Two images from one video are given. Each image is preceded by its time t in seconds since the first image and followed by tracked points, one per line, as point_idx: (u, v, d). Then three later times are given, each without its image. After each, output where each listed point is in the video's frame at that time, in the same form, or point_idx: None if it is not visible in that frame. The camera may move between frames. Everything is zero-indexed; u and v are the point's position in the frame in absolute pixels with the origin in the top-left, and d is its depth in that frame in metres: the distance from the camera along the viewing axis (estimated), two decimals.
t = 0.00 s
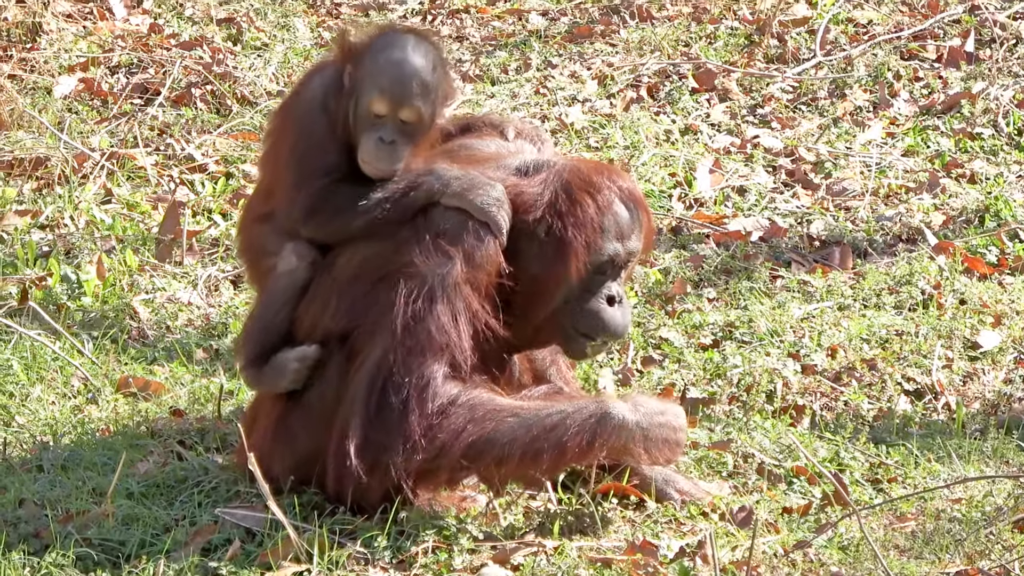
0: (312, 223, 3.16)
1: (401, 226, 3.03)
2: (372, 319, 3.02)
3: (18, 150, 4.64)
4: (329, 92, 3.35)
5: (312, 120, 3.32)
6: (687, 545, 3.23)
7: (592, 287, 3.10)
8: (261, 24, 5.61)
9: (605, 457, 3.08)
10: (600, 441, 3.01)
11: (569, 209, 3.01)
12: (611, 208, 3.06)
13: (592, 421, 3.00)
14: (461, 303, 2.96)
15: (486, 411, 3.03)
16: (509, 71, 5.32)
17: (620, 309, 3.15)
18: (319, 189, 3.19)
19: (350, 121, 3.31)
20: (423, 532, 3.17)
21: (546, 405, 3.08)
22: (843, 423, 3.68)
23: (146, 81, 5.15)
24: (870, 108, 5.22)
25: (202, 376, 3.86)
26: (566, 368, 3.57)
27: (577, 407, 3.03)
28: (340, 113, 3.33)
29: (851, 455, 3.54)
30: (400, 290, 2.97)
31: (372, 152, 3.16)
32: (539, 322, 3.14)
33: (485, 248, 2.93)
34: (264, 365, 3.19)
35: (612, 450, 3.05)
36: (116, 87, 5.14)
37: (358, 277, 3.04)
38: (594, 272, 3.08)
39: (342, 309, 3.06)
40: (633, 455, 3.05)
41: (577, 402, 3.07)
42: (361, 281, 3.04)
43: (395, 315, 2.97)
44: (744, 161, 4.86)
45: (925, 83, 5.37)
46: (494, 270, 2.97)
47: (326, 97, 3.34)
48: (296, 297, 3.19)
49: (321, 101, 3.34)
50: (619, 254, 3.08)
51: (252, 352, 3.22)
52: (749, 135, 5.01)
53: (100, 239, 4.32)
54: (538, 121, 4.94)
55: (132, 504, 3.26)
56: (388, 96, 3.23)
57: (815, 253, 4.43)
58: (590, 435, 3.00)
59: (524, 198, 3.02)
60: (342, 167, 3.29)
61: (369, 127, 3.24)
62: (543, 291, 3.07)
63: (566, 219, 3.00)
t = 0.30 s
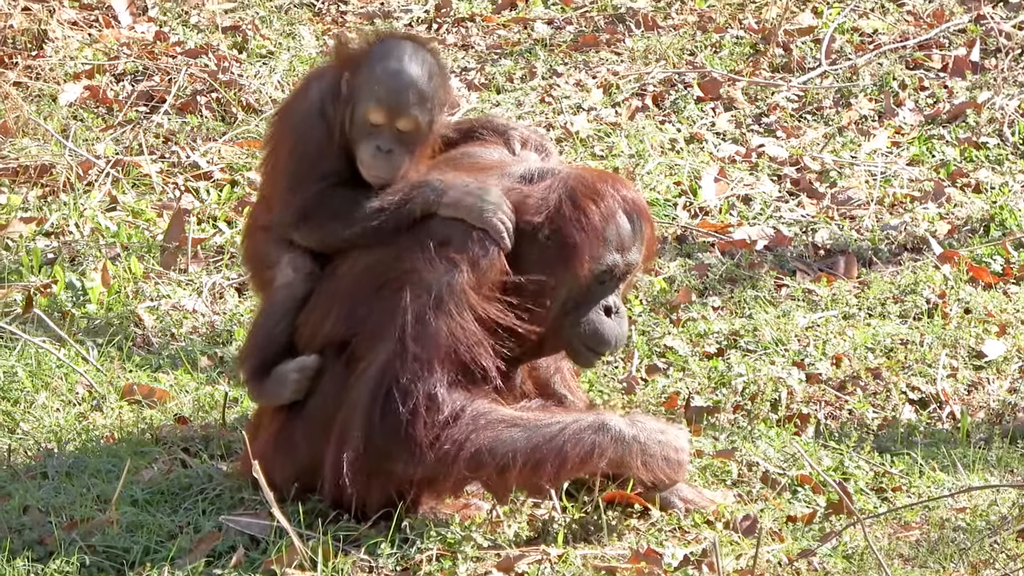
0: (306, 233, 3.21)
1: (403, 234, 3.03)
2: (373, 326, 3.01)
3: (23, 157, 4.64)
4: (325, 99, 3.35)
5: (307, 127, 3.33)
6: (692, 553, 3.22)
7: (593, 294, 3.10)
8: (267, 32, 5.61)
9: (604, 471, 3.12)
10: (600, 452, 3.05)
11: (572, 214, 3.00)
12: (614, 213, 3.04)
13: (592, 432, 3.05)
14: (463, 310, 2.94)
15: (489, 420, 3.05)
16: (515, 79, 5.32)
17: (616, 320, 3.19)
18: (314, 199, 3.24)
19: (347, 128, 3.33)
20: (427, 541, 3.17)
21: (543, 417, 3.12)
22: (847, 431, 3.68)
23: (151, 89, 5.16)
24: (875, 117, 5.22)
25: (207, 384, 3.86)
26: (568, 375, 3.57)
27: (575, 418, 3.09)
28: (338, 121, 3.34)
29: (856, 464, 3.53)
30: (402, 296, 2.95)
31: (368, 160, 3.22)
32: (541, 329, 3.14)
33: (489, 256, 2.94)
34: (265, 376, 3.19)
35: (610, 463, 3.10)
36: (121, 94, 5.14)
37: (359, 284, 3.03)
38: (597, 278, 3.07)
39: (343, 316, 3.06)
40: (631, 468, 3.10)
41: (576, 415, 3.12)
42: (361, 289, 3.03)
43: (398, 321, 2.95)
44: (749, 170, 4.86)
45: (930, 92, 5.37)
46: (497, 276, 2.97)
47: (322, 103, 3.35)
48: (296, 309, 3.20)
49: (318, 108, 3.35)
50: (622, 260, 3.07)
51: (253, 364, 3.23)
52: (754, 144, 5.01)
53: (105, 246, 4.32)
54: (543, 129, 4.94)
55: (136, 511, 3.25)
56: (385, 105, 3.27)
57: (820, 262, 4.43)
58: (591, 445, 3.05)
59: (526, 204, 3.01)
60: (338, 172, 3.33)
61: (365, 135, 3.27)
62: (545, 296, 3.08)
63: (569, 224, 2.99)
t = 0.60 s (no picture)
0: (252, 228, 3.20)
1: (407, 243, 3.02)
2: (381, 334, 3.02)
3: (29, 163, 4.64)
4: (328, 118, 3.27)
5: (302, 145, 3.26)
6: (696, 561, 3.23)
7: (597, 302, 3.11)
8: (273, 38, 5.61)
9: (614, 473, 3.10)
10: (609, 457, 3.03)
11: (576, 224, 3.01)
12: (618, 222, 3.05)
13: (601, 437, 3.02)
14: (472, 319, 2.96)
15: (498, 425, 3.05)
16: (520, 86, 5.32)
17: (621, 325, 3.16)
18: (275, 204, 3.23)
19: (352, 151, 3.26)
20: (430, 549, 3.18)
21: (553, 420, 3.09)
22: (852, 440, 3.68)
23: (157, 95, 5.16)
24: (881, 126, 5.23)
25: (212, 390, 3.86)
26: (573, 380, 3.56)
27: (586, 422, 3.05)
28: (341, 144, 3.26)
29: (860, 473, 3.54)
30: (412, 306, 2.96)
31: (374, 182, 3.12)
32: (544, 337, 3.15)
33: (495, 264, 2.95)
34: (270, 384, 3.19)
35: (620, 466, 3.07)
36: (127, 100, 5.14)
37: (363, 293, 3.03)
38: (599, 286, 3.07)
39: (349, 326, 3.07)
40: (641, 470, 3.08)
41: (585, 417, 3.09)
42: (367, 298, 3.03)
43: (407, 330, 2.97)
44: (755, 178, 4.86)
45: (936, 102, 5.37)
46: (502, 282, 2.99)
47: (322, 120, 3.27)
48: (299, 316, 3.20)
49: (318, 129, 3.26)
50: (625, 269, 3.08)
51: (256, 372, 3.23)
52: (759, 152, 5.02)
53: (110, 252, 4.32)
54: (549, 137, 4.94)
55: (140, 517, 3.26)
56: (393, 132, 3.22)
57: (825, 270, 4.43)
58: (599, 450, 3.02)
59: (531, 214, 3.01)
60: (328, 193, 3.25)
61: (371, 160, 3.21)
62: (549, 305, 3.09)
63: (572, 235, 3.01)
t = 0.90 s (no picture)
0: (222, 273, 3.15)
1: (414, 245, 3.01)
2: (392, 337, 3.02)
3: (35, 162, 4.65)
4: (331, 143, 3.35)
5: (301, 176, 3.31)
6: (700, 564, 3.23)
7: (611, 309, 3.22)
8: (280, 39, 5.61)
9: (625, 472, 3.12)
10: (621, 457, 3.06)
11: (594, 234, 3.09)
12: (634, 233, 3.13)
13: (615, 438, 3.04)
14: (484, 323, 2.96)
15: (510, 426, 3.06)
16: (527, 88, 5.33)
17: (632, 329, 3.31)
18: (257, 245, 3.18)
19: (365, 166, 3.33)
20: (435, 550, 3.17)
21: (566, 421, 3.11)
22: (857, 444, 3.68)
23: (163, 95, 5.16)
24: (887, 130, 5.22)
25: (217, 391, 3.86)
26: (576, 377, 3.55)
27: (599, 423, 3.07)
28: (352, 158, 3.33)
29: (865, 476, 3.54)
30: (424, 309, 2.96)
31: (393, 193, 3.11)
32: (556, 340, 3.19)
33: (506, 267, 2.96)
34: (275, 385, 3.18)
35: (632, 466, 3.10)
36: (134, 100, 5.14)
37: (373, 295, 3.04)
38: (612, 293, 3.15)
39: (359, 328, 3.07)
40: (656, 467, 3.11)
41: (598, 417, 3.10)
42: (378, 301, 3.03)
43: (419, 332, 2.97)
44: (761, 181, 4.86)
45: (943, 105, 5.37)
46: (512, 285, 3.00)
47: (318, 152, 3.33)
48: (305, 317, 3.18)
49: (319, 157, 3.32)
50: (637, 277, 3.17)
51: (261, 372, 3.22)
52: (766, 155, 5.01)
53: (116, 252, 4.31)
54: (555, 139, 4.95)
55: (145, 517, 3.25)
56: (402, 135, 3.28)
57: (831, 274, 4.43)
58: (612, 451, 3.05)
59: (547, 222, 3.07)
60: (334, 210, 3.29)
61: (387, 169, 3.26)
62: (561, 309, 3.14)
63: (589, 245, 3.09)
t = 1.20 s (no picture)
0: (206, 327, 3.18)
1: (420, 246, 3.02)
2: (399, 337, 3.03)
3: (40, 160, 4.65)
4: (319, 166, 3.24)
5: (289, 209, 3.22)
6: (704, 564, 3.23)
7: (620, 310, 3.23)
8: (285, 37, 5.61)
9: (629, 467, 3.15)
10: (628, 452, 3.08)
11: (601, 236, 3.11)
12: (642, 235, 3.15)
13: (622, 434, 3.07)
14: (491, 322, 2.97)
15: (518, 424, 3.07)
16: (532, 88, 5.33)
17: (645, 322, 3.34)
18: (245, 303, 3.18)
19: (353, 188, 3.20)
20: (439, 548, 3.17)
21: (574, 418, 3.13)
22: (861, 444, 3.68)
23: (169, 93, 5.16)
24: (893, 130, 5.23)
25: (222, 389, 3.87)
26: (579, 374, 3.55)
27: (607, 419, 3.09)
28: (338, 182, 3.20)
29: (869, 476, 3.54)
30: (430, 310, 2.96)
31: (382, 216, 3.04)
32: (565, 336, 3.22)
33: (514, 267, 2.97)
34: (280, 382, 3.19)
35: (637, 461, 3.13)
36: (139, 98, 5.15)
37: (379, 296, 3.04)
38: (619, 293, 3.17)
39: (365, 327, 3.07)
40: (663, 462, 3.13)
41: (605, 413, 3.13)
42: (383, 301, 3.04)
43: (427, 332, 2.97)
44: (766, 181, 4.86)
45: (948, 106, 5.37)
46: (520, 285, 3.01)
47: (301, 184, 3.23)
48: (311, 313, 3.19)
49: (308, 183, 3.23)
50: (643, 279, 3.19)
51: (266, 370, 3.24)
52: (771, 154, 5.01)
53: (121, 250, 4.31)
54: (561, 138, 4.95)
55: (149, 514, 3.25)
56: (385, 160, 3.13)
57: (836, 274, 4.43)
58: (621, 447, 3.08)
59: (556, 224, 3.08)
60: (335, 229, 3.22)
61: (374, 194, 3.13)
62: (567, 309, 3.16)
63: (597, 247, 3.11)
